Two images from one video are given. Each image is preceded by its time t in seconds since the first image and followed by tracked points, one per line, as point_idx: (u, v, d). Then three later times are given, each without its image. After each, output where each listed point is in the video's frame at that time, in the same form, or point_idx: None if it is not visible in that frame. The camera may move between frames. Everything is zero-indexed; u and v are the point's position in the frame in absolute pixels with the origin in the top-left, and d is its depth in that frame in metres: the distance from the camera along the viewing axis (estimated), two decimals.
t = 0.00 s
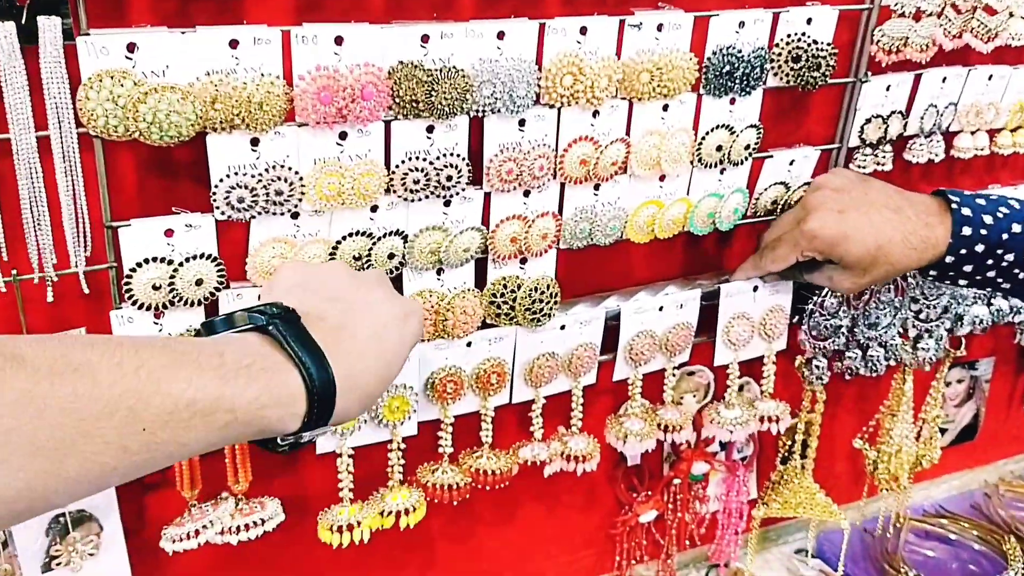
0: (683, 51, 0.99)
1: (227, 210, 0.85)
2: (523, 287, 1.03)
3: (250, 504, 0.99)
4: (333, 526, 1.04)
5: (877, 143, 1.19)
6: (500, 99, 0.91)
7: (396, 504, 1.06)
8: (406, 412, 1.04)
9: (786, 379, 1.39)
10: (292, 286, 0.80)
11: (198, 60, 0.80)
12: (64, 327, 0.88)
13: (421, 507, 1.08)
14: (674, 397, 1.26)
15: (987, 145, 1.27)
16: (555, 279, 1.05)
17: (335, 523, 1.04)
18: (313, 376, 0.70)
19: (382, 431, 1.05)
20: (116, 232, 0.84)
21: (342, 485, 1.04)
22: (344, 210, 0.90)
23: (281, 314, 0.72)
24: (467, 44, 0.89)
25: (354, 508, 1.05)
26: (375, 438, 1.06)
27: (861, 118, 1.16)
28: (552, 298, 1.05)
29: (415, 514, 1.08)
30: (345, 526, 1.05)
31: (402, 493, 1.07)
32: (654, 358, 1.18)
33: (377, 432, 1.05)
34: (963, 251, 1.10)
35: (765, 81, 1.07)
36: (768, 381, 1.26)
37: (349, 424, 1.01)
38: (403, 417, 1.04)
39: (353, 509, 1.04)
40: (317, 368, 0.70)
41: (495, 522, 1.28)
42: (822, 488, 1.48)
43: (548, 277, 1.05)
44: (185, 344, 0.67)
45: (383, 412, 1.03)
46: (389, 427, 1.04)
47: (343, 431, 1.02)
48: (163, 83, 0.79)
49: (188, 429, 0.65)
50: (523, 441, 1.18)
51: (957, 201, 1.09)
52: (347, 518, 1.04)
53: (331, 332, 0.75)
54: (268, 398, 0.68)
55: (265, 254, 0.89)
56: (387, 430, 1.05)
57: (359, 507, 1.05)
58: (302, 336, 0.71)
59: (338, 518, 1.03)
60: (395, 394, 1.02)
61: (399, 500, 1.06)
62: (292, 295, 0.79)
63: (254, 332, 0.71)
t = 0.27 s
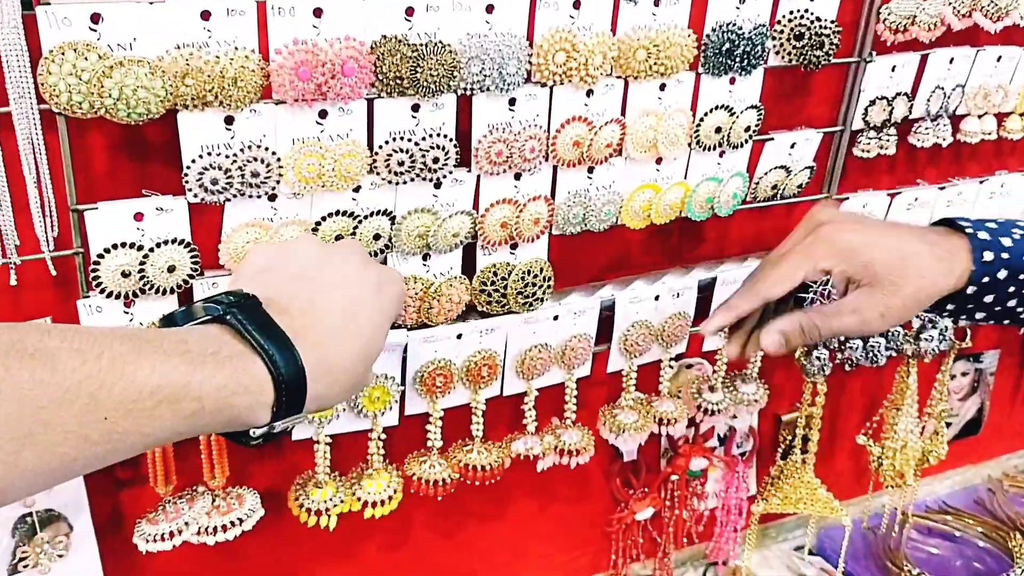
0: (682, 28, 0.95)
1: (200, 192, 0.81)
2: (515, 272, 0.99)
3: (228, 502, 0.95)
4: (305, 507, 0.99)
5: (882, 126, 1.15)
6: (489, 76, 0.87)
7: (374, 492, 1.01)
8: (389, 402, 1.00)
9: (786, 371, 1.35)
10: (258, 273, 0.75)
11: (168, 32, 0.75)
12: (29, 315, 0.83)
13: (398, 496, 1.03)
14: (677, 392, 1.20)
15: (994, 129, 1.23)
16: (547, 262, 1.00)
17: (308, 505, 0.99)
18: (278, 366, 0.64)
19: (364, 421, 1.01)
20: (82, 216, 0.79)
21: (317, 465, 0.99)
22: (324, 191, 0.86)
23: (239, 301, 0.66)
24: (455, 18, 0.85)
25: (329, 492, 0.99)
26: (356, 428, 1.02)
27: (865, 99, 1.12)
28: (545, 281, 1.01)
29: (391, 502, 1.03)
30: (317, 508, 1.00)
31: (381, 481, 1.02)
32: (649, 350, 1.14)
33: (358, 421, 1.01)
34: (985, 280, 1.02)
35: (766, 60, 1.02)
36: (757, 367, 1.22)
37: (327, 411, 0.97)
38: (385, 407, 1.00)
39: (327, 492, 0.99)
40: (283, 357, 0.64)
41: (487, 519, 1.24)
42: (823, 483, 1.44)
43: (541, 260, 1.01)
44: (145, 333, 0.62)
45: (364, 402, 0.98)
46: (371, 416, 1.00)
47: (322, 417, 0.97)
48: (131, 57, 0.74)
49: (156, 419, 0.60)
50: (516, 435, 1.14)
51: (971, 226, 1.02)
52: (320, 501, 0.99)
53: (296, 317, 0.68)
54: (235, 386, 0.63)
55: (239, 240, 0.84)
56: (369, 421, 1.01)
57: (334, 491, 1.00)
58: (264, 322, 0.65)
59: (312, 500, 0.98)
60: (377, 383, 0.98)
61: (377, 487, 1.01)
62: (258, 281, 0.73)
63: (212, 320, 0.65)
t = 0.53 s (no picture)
0: (680, 6, 0.90)
1: (170, 175, 0.76)
2: (508, 259, 0.95)
3: (207, 507, 0.90)
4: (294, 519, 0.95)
5: (886, 111, 1.11)
6: (477, 55, 0.82)
7: (362, 490, 0.97)
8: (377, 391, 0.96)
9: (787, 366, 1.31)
10: (233, 274, 0.70)
11: (134, 5, 0.71)
12: None
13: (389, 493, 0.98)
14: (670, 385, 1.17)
15: (1003, 115, 1.18)
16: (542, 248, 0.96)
17: (297, 514, 0.95)
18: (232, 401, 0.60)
19: (351, 413, 0.97)
20: (45, 200, 0.75)
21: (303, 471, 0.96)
22: (303, 176, 0.82)
23: (206, 320, 0.61)
24: None
25: (317, 496, 0.95)
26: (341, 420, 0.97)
27: (870, 83, 1.08)
28: (539, 269, 0.97)
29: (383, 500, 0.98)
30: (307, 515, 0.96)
31: (368, 479, 0.97)
32: (646, 342, 1.10)
33: (345, 414, 0.97)
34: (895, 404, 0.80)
35: (768, 41, 0.98)
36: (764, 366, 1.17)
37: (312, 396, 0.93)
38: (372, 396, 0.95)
39: (317, 497, 0.96)
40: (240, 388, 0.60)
41: (479, 519, 1.20)
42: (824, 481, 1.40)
43: (534, 245, 0.97)
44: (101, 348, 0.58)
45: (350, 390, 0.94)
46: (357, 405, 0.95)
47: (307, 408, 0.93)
48: (95, 32, 0.70)
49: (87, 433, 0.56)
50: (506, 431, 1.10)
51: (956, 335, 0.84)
52: (308, 506, 0.94)
53: (265, 338, 0.64)
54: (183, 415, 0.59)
55: (212, 227, 0.80)
56: (356, 412, 0.97)
57: (323, 496, 0.96)
58: (229, 347, 0.61)
59: (299, 508, 0.95)
60: (366, 370, 0.94)
61: (366, 485, 0.97)
62: (230, 283, 0.69)
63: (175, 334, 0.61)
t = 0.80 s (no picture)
0: None
1: (152, 153, 0.72)
2: (507, 247, 0.90)
3: (191, 501, 0.87)
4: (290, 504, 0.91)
5: (902, 92, 1.06)
6: (476, 28, 0.79)
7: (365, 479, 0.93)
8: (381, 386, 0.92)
9: (796, 357, 1.27)
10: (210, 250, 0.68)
11: None
12: None
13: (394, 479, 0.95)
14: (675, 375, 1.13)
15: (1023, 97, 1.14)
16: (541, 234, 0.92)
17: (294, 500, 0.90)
18: (219, 364, 0.59)
19: (352, 406, 0.93)
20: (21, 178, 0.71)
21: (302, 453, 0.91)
22: (293, 155, 0.78)
23: (177, 288, 0.61)
24: None
25: (317, 483, 0.91)
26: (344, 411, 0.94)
27: (885, 63, 1.03)
28: (541, 255, 0.93)
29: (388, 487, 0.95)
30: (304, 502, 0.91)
31: (373, 468, 0.93)
32: (652, 332, 1.05)
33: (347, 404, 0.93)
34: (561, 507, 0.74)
35: (781, 17, 0.94)
36: (761, 352, 1.13)
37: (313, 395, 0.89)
38: (375, 390, 0.92)
39: (316, 484, 0.91)
40: (227, 362, 0.59)
41: (477, 513, 1.16)
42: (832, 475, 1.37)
43: (535, 233, 0.92)
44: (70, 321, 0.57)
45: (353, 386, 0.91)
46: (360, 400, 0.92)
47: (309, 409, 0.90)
48: None
49: (58, 421, 0.56)
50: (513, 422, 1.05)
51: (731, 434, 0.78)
52: (308, 493, 0.90)
53: (247, 307, 0.63)
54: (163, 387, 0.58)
55: (196, 208, 0.76)
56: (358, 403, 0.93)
57: (324, 483, 0.91)
58: (200, 312, 0.60)
59: (297, 493, 0.90)
60: (370, 364, 0.90)
61: (370, 474, 0.93)
62: (206, 261, 0.67)
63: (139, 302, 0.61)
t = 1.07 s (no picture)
0: None
1: (155, 118, 0.69)
2: (529, 222, 0.86)
3: (198, 482, 0.83)
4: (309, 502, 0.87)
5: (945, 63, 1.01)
6: None
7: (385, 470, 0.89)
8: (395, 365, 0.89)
9: (826, 341, 1.23)
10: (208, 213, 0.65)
11: None
12: None
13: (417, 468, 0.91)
14: (700, 359, 1.10)
15: None
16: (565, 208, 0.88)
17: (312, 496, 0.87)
18: (205, 326, 0.56)
19: (365, 385, 0.89)
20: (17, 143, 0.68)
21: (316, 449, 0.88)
22: (304, 121, 0.74)
23: (162, 251, 0.59)
24: None
25: (334, 476, 0.88)
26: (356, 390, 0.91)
27: (928, 31, 0.98)
28: (562, 230, 0.89)
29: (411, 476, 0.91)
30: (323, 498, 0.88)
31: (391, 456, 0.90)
32: (678, 312, 1.01)
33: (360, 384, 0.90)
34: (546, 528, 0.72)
35: None
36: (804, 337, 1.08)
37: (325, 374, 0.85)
38: (389, 370, 0.88)
39: (334, 477, 0.88)
40: (216, 325, 0.57)
41: (494, 498, 1.12)
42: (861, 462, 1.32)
43: (557, 207, 0.88)
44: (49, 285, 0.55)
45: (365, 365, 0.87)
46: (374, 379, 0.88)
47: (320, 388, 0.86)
48: None
49: (44, 387, 0.54)
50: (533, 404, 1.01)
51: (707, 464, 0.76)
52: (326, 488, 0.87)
53: (240, 274, 0.60)
54: (147, 349, 0.56)
55: (201, 174, 0.72)
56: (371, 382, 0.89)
57: (343, 476, 0.88)
58: (187, 275, 0.58)
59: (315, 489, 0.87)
60: (383, 343, 0.86)
61: (389, 464, 0.89)
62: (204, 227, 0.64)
63: (123, 267, 0.59)
